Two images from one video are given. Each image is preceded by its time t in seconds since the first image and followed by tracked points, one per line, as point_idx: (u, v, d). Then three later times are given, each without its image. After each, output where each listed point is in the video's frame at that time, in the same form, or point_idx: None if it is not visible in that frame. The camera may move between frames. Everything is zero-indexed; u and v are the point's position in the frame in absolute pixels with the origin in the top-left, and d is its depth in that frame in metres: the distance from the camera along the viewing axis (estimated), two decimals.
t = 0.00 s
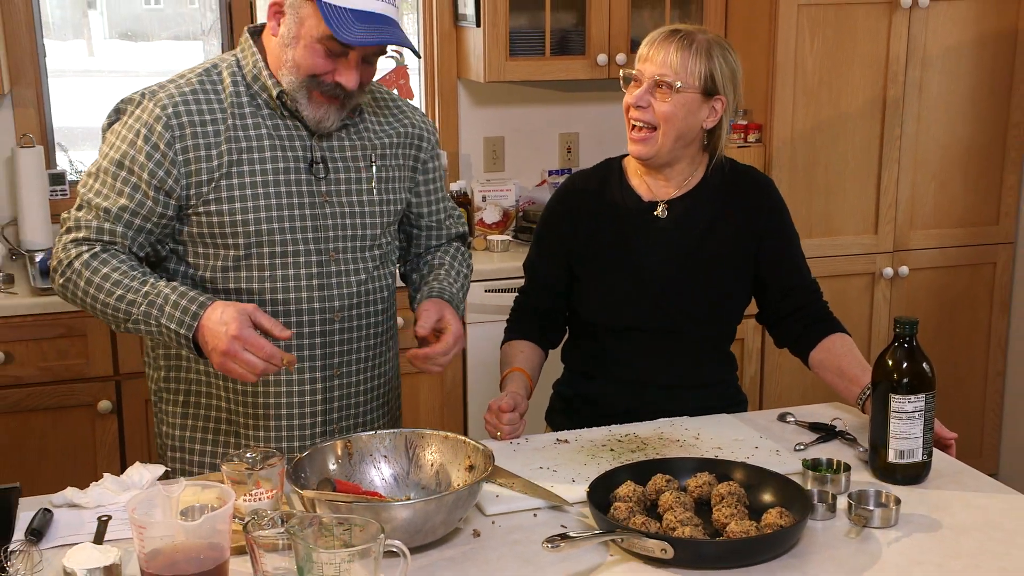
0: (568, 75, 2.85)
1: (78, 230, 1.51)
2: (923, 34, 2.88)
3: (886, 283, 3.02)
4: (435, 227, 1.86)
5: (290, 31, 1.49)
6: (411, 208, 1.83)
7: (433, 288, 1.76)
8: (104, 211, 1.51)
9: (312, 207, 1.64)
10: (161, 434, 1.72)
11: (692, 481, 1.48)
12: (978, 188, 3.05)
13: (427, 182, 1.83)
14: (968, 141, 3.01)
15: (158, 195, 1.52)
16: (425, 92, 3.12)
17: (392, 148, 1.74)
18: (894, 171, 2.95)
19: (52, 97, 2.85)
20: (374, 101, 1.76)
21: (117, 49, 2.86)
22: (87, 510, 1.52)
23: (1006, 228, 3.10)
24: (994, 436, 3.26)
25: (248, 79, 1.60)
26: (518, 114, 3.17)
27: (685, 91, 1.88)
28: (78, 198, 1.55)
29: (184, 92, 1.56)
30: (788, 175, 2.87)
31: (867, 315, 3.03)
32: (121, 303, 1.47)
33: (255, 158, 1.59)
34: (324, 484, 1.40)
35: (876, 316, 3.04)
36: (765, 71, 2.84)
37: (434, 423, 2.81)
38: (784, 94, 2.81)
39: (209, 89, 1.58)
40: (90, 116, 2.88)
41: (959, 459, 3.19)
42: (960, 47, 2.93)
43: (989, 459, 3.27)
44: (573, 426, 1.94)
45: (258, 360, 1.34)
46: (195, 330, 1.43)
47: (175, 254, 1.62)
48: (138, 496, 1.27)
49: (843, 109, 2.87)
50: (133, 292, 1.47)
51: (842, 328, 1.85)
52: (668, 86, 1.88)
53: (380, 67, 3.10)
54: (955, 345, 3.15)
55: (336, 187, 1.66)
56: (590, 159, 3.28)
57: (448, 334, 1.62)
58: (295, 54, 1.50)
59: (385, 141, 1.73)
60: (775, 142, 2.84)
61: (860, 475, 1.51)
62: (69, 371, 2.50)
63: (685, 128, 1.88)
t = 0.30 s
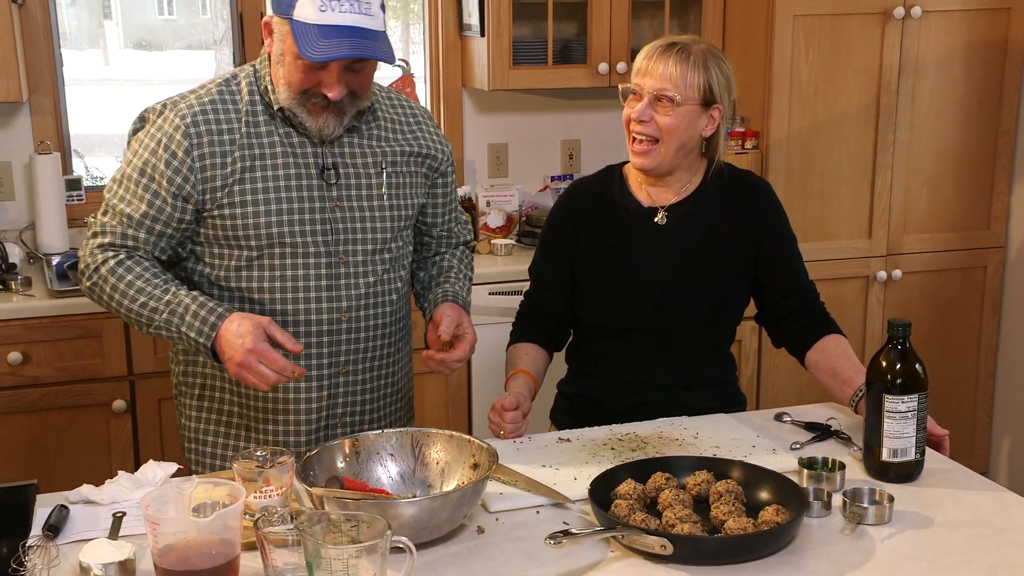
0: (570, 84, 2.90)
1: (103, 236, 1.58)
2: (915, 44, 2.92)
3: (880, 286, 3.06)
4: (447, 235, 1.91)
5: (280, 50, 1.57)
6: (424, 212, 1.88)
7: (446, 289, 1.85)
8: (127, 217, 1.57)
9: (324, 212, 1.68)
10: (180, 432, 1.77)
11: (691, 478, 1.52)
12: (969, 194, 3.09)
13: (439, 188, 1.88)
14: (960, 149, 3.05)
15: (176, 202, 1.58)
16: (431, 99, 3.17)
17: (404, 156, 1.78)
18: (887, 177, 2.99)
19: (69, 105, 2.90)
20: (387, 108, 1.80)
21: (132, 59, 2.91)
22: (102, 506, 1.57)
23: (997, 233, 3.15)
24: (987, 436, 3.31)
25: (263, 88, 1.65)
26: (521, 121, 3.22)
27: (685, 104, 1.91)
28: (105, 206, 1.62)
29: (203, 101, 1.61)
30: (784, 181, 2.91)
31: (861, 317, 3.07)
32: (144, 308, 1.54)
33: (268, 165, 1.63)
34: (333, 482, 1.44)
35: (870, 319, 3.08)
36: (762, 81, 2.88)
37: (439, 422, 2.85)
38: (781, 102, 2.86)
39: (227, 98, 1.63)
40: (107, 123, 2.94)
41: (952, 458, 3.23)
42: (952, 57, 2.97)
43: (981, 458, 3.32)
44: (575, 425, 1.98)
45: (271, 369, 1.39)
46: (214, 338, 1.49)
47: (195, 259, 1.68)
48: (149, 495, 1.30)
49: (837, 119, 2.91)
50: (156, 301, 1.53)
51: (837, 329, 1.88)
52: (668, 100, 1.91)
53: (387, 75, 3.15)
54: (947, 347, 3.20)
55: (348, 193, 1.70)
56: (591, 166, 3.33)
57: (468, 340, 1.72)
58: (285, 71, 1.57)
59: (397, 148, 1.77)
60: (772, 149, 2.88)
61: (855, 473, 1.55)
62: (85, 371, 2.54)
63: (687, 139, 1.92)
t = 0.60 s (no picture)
0: (570, 93, 2.96)
1: (119, 243, 1.63)
2: (906, 52, 2.97)
3: (872, 289, 3.11)
4: (453, 235, 1.95)
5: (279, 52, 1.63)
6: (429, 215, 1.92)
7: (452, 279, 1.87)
8: (141, 225, 1.62)
9: (328, 213, 1.72)
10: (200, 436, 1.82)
11: (689, 476, 1.55)
12: (959, 200, 3.15)
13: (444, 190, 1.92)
14: (950, 156, 3.11)
15: (187, 208, 1.63)
16: (436, 106, 3.23)
17: (406, 157, 1.82)
18: (880, 184, 3.04)
19: (85, 113, 2.96)
20: (389, 113, 1.84)
21: (145, 68, 2.98)
22: (116, 503, 1.61)
23: (986, 238, 3.20)
24: (976, 435, 3.36)
25: (268, 96, 1.71)
26: (524, 129, 3.28)
27: (702, 116, 1.92)
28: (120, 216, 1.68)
29: (210, 111, 1.67)
30: (780, 185, 2.96)
31: (854, 320, 3.12)
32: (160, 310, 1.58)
33: (274, 169, 1.68)
34: (339, 479, 1.48)
35: (863, 322, 3.13)
36: (757, 89, 2.93)
37: (443, 422, 2.90)
38: (776, 110, 2.91)
39: (233, 107, 1.68)
40: (120, 130, 3.00)
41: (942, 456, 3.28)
42: (942, 66, 3.02)
43: (970, 456, 3.37)
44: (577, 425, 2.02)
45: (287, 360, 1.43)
46: (228, 333, 1.52)
47: (208, 264, 1.73)
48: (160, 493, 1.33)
49: (831, 126, 2.97)
50: (170, 302, 1.58)
51: (830, 331, 1.93)
52: (689, 114, 1.90)
53: (393, 84, 3.22)
54: (938, 348, 3.25)
55: (352, 194, 1.75)
56: (591, 172, 3.38)
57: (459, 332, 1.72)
58: (284, 72, 1.63)
59: (400, 151, 1.81)
60: (767, 155, 2.93)
61: (849, 471, 1.59)
62: (99, 371, 2.59)
63: (699, 149, 1.94)
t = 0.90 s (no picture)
0: (571, 100, 3.04)
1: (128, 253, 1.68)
2: (898, 62, 3.02)
3: (865, 292, 3.16)
4: (454, 237, 1.99)
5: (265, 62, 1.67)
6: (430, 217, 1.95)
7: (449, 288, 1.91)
8: (149, 235, 1.67)
9: (327, 218, 1.76)
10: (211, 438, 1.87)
11: (686, 474, 1.59)
12: (950, 207, 3.20)
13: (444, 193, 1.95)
14: (940, 163, 3.15)
15: (190, 217, 1.67)
16: (440, 113, 3.29)
17: (403, 161, 1.85)
18: (872, 190, 3.09)
19: (99, 120, 3.04)
20: (387, 116, 1.87)
21: (158, 76, 3.06)
22: (128, 500, 1.64)
23: (977, 242, 3.25)
24: (966, 434, 3.41)
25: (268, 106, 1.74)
26: (527, 135, 3.34)
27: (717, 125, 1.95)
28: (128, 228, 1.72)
29: (211, 122, 1.71)
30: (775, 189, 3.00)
31: (847, 322, 3.17)
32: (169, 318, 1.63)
33: (273, 176, 1.72)
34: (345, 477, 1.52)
35: (856, 325, 3.18)
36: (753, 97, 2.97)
37: (446, 422, 2.94)
38: (772, 118, 2.95)
39: (234, 117, 1.72)
40: (134, 136, 3.09)
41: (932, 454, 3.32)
42: (932, 76, 3.07)
43: (960, 455, 3.42)
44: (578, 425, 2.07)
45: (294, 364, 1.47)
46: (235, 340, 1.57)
47: (215, 270, 1.77)
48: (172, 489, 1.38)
49: (825, 132, 3.01)
50: (180, 311, 1.63)
51: (823, 333, 1.98)
52: (708, 122, 1.93)
53: (398, 92, 3.28)
54: (929, 350, 3.29)
55: (351, 200, 1.78)
56: (590, 178, 3.44)
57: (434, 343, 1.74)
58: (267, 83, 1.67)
59: (397, 155, 1.85)
60: (763, 158, 2.97)
61: (842, 469, 1.63)
62: (112, 372, 2.64)
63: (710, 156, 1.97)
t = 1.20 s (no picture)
0: (570, 108, 3.11)
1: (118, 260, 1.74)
2: (889, 72, 3.09)
3: (857, 295, 3.23)
4: (455, 245, 2.02)
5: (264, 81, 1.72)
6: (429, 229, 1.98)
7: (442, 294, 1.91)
8: (141, 238, 1.73)
9: (321, 230, 1.80)
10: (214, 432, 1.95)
11: (684, 472, 1.63)
12: (940, 212, 3.26)
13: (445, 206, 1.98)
14: (930, 169, 3.21)
15: (184, 227, 1.73)
16: (444, 121, 3.36)
17: (402, 175, 1.89)
18: (863, 197, 3.16)
19: (113, 129, 3.12)
20: (387, 131, 1.90)
21: (169, 86, 3.13)
22: (141, 497, 1.67)
23: (965, 247, 3.31)
24: (955, 433, 3.47)
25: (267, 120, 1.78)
26: (527, 142, 3.40)
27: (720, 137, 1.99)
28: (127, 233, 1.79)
29: (210, 134, 1.76)
30: (771, 202, 3.10)
31: (839, 324, 3.25)
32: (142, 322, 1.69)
33: (267, 189, 1.77)
34: (351, 475, 1.56)
35: (848, 327, 3.26)
36: (748, 105, 3.07)
37: (450, 421, 2.98)
38: (765, 125, 3.03)
39: (233, 130, 1.77)
40: (146, 143, 3.16)
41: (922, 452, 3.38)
42: (922, 86, 3.13)
43: (949, 453, 3.48)
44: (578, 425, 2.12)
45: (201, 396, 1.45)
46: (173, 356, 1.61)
47: (212, 276, 1.84)
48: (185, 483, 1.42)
49: (816, 140, 3.09)
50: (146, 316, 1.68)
51: (816, 335, 2.02)
52: (712, 133, 1.97)
53: (402, 101, 3.34)
54: (919, 350, 3.37)
55: (345, 213, 1.82)
56: (589, 185, 3.51)
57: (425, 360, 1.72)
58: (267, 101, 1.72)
59: (395, 168, 1.88)
60: (756, 169, 3.06)
61: (835, 468, 1.67)
62: (124, 372, 2.69)
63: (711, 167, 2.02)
